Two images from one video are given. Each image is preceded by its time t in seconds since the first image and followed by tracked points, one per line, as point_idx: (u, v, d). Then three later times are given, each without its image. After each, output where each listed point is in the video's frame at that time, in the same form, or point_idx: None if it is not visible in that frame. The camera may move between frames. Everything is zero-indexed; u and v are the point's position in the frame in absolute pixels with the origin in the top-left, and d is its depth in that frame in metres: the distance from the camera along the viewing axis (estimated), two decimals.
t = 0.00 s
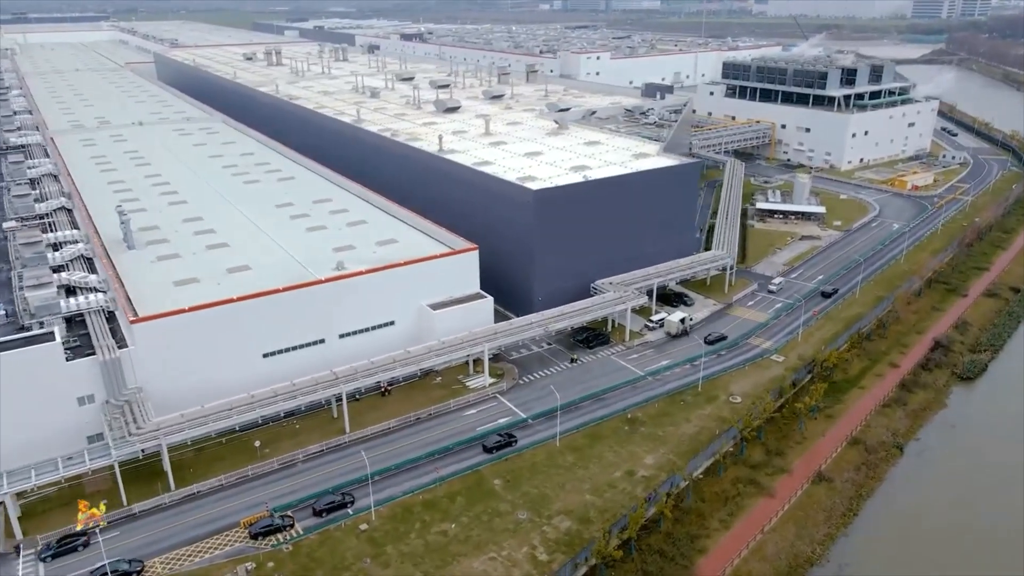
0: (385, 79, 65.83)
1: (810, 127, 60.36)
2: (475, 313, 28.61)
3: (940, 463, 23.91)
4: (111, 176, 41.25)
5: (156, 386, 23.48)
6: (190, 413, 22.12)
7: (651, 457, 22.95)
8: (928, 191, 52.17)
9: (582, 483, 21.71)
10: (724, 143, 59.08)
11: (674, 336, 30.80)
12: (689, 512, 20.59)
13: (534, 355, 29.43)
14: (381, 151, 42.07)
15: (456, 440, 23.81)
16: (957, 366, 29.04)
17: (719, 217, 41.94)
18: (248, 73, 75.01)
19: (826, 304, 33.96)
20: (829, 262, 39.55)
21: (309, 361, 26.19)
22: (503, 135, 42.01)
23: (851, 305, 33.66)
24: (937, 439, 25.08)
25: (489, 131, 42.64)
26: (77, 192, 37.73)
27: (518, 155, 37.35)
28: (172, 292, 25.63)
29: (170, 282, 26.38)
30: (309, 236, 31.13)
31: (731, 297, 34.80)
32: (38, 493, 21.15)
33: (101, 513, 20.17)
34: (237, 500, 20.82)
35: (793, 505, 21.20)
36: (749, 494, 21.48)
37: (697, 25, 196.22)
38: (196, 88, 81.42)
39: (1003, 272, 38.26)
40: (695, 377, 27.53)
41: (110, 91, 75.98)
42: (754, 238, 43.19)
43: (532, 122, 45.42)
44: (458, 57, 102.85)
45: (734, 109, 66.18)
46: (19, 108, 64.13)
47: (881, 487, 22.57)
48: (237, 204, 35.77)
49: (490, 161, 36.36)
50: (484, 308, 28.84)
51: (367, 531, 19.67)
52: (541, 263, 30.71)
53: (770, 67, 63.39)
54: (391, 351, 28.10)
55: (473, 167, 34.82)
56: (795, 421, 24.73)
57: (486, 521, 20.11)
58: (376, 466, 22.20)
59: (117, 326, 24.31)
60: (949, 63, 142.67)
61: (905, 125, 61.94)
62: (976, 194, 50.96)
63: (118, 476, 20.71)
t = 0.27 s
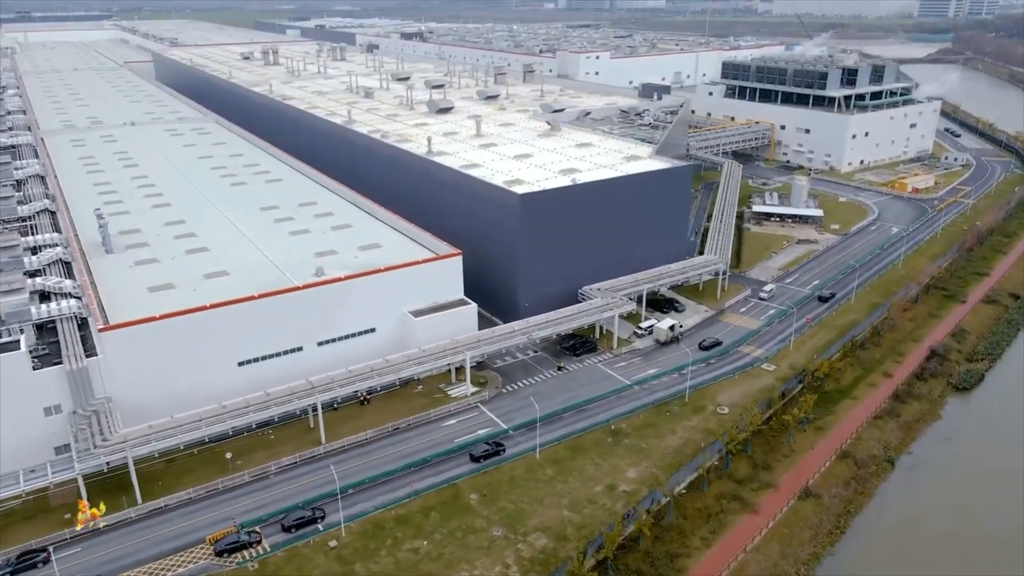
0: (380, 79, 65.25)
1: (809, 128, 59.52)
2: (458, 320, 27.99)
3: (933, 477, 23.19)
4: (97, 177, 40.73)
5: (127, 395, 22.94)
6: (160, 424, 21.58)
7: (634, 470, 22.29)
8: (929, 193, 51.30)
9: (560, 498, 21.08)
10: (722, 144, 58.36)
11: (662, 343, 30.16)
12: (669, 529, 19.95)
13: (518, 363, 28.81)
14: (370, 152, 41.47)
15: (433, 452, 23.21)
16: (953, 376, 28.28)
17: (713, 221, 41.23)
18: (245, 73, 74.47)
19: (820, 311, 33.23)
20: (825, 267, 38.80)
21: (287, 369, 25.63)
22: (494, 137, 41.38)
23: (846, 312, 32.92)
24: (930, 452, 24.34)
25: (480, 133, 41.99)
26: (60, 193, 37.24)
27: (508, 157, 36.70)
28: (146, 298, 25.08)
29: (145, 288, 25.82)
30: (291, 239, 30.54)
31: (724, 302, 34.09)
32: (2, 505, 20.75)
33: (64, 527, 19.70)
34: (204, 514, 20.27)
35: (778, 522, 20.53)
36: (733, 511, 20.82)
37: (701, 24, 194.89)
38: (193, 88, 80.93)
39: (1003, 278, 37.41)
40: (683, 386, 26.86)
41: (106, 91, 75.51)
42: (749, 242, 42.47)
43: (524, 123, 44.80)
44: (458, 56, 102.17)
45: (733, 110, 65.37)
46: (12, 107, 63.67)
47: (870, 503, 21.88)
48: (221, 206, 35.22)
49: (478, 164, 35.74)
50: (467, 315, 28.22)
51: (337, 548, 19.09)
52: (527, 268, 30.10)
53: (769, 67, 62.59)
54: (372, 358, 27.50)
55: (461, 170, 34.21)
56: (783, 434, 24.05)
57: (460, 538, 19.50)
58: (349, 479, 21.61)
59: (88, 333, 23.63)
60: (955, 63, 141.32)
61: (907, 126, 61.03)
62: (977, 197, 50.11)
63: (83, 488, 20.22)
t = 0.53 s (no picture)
0: (375, 78, 64.59)
1: (809, 129, 58.57)
2: (438, 328, 27.29)
3: (924, 494, 22.35)
4: (81, 179, 40.19)
5: (91, 406, 22.35)
6: (123, 437, 20.96)
7: (612, 486, 21.54)
8: (930, 196, 50.30)
9: (534, 515, 20.35)
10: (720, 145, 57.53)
11: (649, 352, 29.41)
12: (645, 550, 19.22)
13: (500, 372, 28.10)
14: (358, 154, 40.83)
15: (407, 466, 22.52)
16: (948, 387, 27.42)
17: (706, 225, 40.39)
18: (240, 72, 73.95)
19: (813, 318, 32.44)
20: (820, 272, 37.93)
21: (260, 379, 25.00)
22: (483, 138, 40.66)
23: (839, 320, 32.11)
24: (921, 467, 23.51)
25: (469, 134, 41.25)
26: (42, 196, 36.71)
27: (495, 160, 35.98)
28: (115, 306, 24.48)
29: (115, 294, 25.20)
30: (269, 244, 29.91)
31: (714, 309, 33.29)
32: None
33: (20, 544, 19.11)
34: (165, 532, 19.63)
35: (759, 542, 19.76)
36: (713, 531, 20.07)
37: (706, 23, 193.65)
38: (189, 87, 80.47)
39: (1003, 284, 36.47)
40: (667, 398, 26.11)
41: (101, 90, 75.09)
42: (744, 246, 41.63)
43: (516, 124, 44.06)
44: (457, 55, 101.49)
45: (733, 110, 64.47)
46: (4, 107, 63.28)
47: (857, 522, 21.07)
48: (203, 209, 34.62)
49: (464, 166, 35.05)
50: (448, 323, 27.52)
51: (299, 569, 18.43)
52: (509, 275, 29.42)
53: (769, 67, 61.69)
54: (349, 367, 26.84)
55: (446, 173, 33.55)
56: (768, 449, 23.28)
57: (427, 558, 18.80)
58: (318, 495, 20.94)
59: (54, 342, 23.04)
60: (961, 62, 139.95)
61: (909, 127, 59.98)
62: (979, 200, 49.11)
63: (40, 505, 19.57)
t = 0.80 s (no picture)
0: (370, 78, 64.01)
1: (808, 130, 57.64)
2: (418, 336, 26.62)
3: (914, 512, 21.55)
4: (65, 180, 39.64)
5: (56, 416, 21.78)
6: (86, 449, 20.39)
7: (589, 503, 20.86)
8: (930, 199, 49.38)
9: (507, 533, 19.69)
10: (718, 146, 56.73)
11: (636, 361, 28.71)
12: (620, 572, 18.55)
13: (482, 381, 27.45)
14: (346, 156, 40.20)
15: (379, 480, 21.90)
16: (942, 399, 26.61)
17: (699, 229, 39.63)
18: (236, 71, 73.43)
19: (805, 326, 31.68)
20: (816, 277, 37.12)
21: (233, 388, 24.41)
22: (473, 140, 39.99)
23: (832, 328, 31.34)
24: (913, 483, 22.72)
25: (459, 136, 40.59)
26: (22, 198, 36.16)
27: (482, 163, 35.31)
28: (84, 312, 23.91)
29: (84, 301, 24.63)
30: (248, 248, 29.31)
31: (704, 316, 32.56)
32: None
33: None
34: (126, 549, 19.05)
35: (739, 563, 19.05)
36: (692, 551, 19.37)
37: (711, 21, 192.54)
38: (186, 86, 80.02)
39: (1002, 291, 35.59)
40: (652, 409, 25.40)
41: (96, 89, 74.64)
42: (738, 250, 40.82)
43: (507, 125, 43.36)
44: (457, 54, 100.83)
45: (731, 111, 63.63)
46: None
47: (843, 541, 20.32)
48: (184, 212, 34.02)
49: (451, 169, 34.38)
50: (428, 330, 26.86)
51: None
52: (492, 281, 28.80)
53: (769, 67, 60.86)
54: (325, 376, 26.22)
55: (431, 177, 32.96)
56: (754, 464, 22.55)
57: None
58: (285, 511, 20.34)
59: (19, 351, 22.54)
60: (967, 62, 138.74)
61: (911, 128, 58.99)
62: (981, 203, 48.20)
63: None
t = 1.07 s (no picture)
0: (366, 79, 63.49)
1: (808, 133, 56.80)
2: (398, 344, 26.02)
3: (904, 531, 20.84)
4: (50, 182, 39.16)
5: (22, 428, 21.26)
6: (49, 462, 19.84)
7: (567, 519, 20.23)
8: (930, 203, 48.54)
9: (480, 552, 19.08)
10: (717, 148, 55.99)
11: (622, 370, 28.06)
12: None
13: (464, 391, 26.83)
14: (334, 159, 39.65)
15: (353, 494, 21.30)
16: (936, 411, 25.87)
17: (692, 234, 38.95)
18: (232, 71, 73.01)
19: (797, 334, 30.98)
20: (811, 283, 36.37)
21: (207, 398, 23.85)
22: (463, 143, 39.38)
23: (825, 336, 30.62)
24: (903, 500, 22.00)
25: (449, 138, 39.99)
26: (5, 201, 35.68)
27: (470, 166, 34.71)
28: (55, 320, 23.37)
29: (55, 308, 24.07)
30: (227, 253, 28.75)
31: (695, 323, 31.89)
32: None
33: None
34: (87, 567, 18.52)
35: None
36: (671, 571, 18.72)
37: (715, 21, 191.60)
38: (182, 87, 79.64)
39: (1001, 299, 34.78)
40: (636, 420, 24.75)
41: (91, 89, 74.31)
42: (732, 255, 40.09)
43: (499, 127, 42.78)
44: (457, 54, 100.29)
45: (730, 112, 62.87)
46: None
47: (829, 562, 19.62)
48: (167, 215, 33.48)
49: (437, 173, 33.78)
50: (408, 338, 26.26)
51: None
52: (475, 288, 28.17)
53: (768, 67, 60.13)
54: (303, 385, 25.63)
55: (416, 181, 32.36)
56: (738, 479, 21.88)
57: None
58: (254, 527, 19.78)
59: None
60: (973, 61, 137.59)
61: (912, 130, 58.07)
62: (982, 207, 47.34)
63: None
